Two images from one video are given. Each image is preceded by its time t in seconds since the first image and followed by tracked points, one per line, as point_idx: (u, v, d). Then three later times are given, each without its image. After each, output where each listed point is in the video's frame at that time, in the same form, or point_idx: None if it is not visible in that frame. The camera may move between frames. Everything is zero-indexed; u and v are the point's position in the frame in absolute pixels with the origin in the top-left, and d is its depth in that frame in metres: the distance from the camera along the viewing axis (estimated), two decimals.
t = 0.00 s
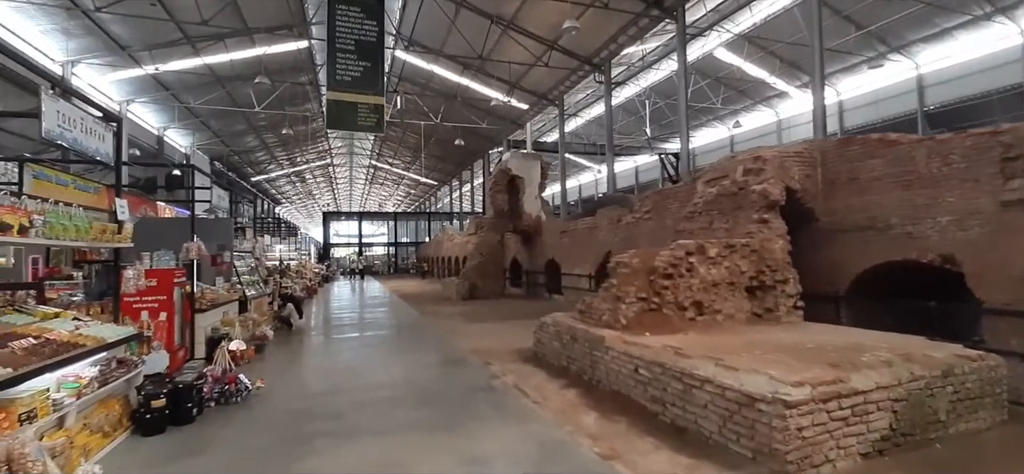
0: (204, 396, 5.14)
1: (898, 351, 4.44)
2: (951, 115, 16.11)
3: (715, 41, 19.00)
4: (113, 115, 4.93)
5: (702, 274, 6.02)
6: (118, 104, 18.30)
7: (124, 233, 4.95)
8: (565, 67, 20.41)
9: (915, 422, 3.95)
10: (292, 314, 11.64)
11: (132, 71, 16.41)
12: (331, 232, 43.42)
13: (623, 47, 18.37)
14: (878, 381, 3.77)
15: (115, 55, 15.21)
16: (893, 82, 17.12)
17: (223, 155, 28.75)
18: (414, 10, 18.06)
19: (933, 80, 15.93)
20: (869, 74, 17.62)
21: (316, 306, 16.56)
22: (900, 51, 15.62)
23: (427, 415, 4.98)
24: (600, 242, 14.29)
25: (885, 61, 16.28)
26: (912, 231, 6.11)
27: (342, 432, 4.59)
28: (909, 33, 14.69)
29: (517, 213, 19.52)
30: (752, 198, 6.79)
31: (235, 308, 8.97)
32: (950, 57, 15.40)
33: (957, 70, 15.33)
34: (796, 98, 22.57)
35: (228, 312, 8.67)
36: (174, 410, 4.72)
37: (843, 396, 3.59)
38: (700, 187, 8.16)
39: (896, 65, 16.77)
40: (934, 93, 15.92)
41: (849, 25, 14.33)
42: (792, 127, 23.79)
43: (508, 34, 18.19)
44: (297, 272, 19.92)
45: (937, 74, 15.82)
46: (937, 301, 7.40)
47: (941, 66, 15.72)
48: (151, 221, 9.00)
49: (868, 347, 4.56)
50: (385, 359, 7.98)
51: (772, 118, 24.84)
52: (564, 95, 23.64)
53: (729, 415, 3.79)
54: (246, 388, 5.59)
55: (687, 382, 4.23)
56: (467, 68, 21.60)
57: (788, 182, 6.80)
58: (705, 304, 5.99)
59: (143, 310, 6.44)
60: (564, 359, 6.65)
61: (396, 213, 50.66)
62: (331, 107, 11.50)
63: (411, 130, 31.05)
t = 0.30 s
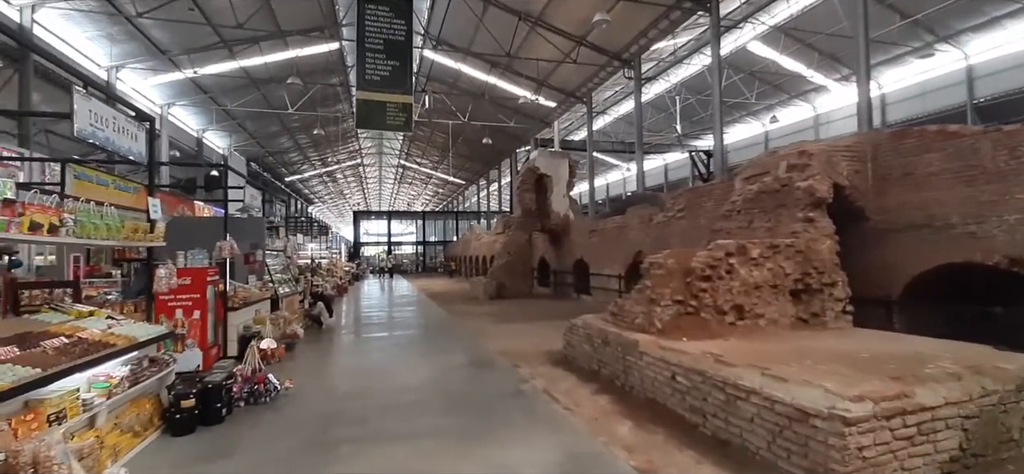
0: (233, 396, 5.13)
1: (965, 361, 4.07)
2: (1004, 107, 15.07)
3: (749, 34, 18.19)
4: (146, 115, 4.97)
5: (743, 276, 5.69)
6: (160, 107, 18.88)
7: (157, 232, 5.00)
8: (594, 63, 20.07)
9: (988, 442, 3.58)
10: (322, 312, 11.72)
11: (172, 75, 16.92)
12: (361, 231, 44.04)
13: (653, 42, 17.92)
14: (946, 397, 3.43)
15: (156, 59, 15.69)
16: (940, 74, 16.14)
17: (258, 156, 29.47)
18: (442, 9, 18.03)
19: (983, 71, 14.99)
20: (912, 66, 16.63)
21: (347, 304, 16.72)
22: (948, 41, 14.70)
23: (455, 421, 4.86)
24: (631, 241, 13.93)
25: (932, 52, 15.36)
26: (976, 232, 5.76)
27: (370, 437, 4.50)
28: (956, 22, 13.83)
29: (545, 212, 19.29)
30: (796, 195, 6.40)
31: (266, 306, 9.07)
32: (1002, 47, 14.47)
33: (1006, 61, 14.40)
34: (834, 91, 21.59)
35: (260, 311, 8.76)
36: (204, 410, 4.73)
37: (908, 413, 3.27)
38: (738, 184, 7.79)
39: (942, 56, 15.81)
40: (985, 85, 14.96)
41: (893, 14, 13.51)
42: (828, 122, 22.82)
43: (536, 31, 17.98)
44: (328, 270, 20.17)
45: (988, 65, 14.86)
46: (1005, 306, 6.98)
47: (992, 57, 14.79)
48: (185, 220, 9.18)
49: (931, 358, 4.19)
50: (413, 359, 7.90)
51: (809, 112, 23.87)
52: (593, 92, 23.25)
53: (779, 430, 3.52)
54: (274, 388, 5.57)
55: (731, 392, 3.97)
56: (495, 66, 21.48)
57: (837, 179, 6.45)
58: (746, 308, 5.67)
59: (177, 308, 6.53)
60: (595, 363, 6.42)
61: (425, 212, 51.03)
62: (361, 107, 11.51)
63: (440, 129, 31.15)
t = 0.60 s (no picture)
0: (242, 393, 5.01)
1: (1013, 363, 3.83)
2: None
3: (762, 26, 17.70)
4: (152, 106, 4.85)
5: (769, 272, 5.44)
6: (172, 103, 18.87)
7: (163, 225, 4.89)
8: (605, 55, 19.74)
9: None
10: (333, 307, 11.61)
11: (183, 70, 16.90)
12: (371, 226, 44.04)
13: (666, 33, 17.56)
14: (998, 402, 3.19)
15: (167, 55, 15.67)
16: (963, 64, 15.58)
17: (269, 151, 29.51)
18: (451, 2, 17.81)
19: (1007, 61, 14.44)
20: (933, 56, 16.10)
21: (356, 299, 16.64)
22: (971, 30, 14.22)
23: (469, 420, 4.69)
24: (644, 236, 13.69)
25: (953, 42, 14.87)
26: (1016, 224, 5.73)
27: (381, 437, 4.35)
28: (979, 10, 13.37)
29: (556, 207, 19.07)
30: (824, 187, 6.13)
31: (277, 301, 8.97)
32: None
33: None
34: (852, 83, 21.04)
35: (271, 306, 8.66)
36: (212, 408, 4.61)
37: (957, 419, 3.05)
38: (760, 176, 7.53)
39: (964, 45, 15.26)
40: (1008, 75, 14.43)
41: (914, 2, 13.05)
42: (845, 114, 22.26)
43: (546, 23, 17.71)
44: (338, 265, 20.13)
45: (1012, 54, 14.32)
46: None
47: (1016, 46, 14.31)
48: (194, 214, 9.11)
49: (975, 359, 3.95)
50: (425, 355, 7.76)
51: (826, 104, 23.33)
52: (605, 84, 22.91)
53: (816, 436, 3.31)
54: (284, 385, 5.44)
55: (762, 394, 3.76)
56: (504, 59, 21.23)
57: (867, 169, 6.30)
58: (772, 305, 5.43)
59: (186, 303, 6.43)
60: (612, 362, 6.23)
61: (434, 207, 50.92)
62: (370, 100, 11.35)
63: (449, 123, 30.96)
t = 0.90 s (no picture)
0: (247, 396, 4.85)
1: None
2: None
3: (771, 21, 17.36)
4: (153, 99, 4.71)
5: (792, 271, 5.22)
6: (177, 101, 18.76)
7: (165, 223, 4.75)
8: (612, 51, 19.49)
9: None
10: (339, 307, 11.44)
11: (188, 69, 16.79)
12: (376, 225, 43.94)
13: (675, 28, 17.29)
14: None
15: (171, 53, 15.58)
16: (977, 58, 15.21)
17: (274, 150, 29.45)
18: None
19: None
20: (946, 50, 15.80)
21: (362, 298, 16.50)
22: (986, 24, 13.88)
23: (480, 426, 4.50)
24: (653, 235, 13.46)
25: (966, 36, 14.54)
26: None
27: (390, 444, 4.17)
28: (995, 3, 13.04)
29: (563, 205, 18.87)
30: (848, 183, 5.92)
31: (282, 301, 8.83)
32: None
33: None
34: (862, 79, 20.71)
35: (276, 305, 8.51)
36: (215, 412, 4.45)
37: (1010, 428, 2.84)
38: (778, 172, 7.31)
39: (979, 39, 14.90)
40: None
41: None
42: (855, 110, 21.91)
43: (553, 19, 17.50)
44: (344, 264, 20.02)
45: None
46: None
47: None
48: (197, 213, 8.97)
49: (1019, 363, 3.74)
50: (432, 357, 7.58)
51: (835, 101, 22.96)
52: (611, 81, 22.66)
53: (854, 445, 3.10)
54: (289, 388, 5.28)
55: (792, 400, 3.56)
56: (510, 56, 21.05)
57: (892, 163, 6.13)
58: (796, 305, 5.22)
59: (190, 303, 6.37)
60: (627, 363, 6.03)
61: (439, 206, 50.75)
62: (375, 96, 11.12)
63: (454, 122, 30.79)
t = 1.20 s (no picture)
0: (244, 403, 4.67)
1: None
2: None
3: (775, 19, 17.06)
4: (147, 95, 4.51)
5: (810, 272, 5.03)
6: (176, 100, 18.58)
7: (159, 223, 4.57)
8: (616, 50, 19.27)
9: None
10: (340, 308, 11.26)
11: (188, 68, 16.62)
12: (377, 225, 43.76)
13: (679, 26, 17.08)
14: None
15: (171, 52, 15.40)
16: (984, 57, 15.01)
17: (275, 150, 29.30)
18: None
19: None
20: (951, 49, 15.61)
21: (363, 299, 16.31)
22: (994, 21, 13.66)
23: (487, 435, 4.32)
24: (658, 235, 13.26)
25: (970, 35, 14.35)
26: None
27: (393, 453, 3.99)
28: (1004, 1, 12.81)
29: (566, 205, 18.67)
30: (866, 181, 5.73)
31: (282, 302, 8.64)
32: None
33: None
34: (867, 78, 20.51)
35: (275, 307, 8.32)
36: (212, 420, 4.27)
37: None
38: (791, 170, 7.11)
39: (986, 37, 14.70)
40: None
41: None
42: (859, 109, 21.69)
43: (556, 17, 17.31)
44: (344, 264, 19.84)
45: None
46: None
47: None
48: (195, 212, 8.79)
49: None
50: (434, 360, 7.40)
51: (839, 100, 22.77)
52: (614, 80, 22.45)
53: (887, 459, 2.92)
54: (288, 394, 5.08)
55: (818, 409, 3.37)
56: (512, 55, 20.85)
57: (912, 161, 5.96)
58: (814, 308, 5.04)
59: (186, 305, 6.25)
60: (637, 367, 5.84)
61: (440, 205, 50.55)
62: (376, 94, 11.07)
63: (456, 121, 30.60)
